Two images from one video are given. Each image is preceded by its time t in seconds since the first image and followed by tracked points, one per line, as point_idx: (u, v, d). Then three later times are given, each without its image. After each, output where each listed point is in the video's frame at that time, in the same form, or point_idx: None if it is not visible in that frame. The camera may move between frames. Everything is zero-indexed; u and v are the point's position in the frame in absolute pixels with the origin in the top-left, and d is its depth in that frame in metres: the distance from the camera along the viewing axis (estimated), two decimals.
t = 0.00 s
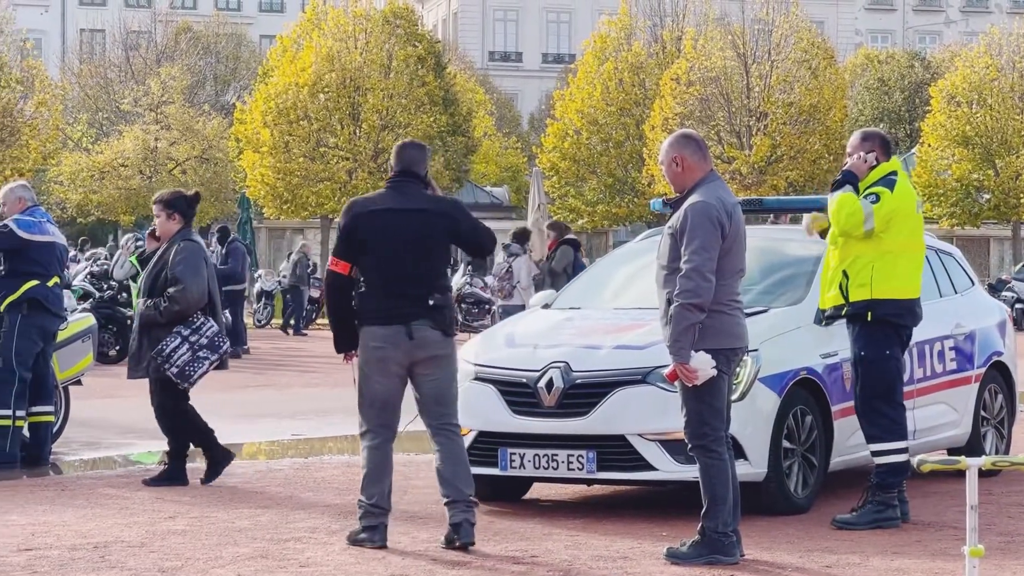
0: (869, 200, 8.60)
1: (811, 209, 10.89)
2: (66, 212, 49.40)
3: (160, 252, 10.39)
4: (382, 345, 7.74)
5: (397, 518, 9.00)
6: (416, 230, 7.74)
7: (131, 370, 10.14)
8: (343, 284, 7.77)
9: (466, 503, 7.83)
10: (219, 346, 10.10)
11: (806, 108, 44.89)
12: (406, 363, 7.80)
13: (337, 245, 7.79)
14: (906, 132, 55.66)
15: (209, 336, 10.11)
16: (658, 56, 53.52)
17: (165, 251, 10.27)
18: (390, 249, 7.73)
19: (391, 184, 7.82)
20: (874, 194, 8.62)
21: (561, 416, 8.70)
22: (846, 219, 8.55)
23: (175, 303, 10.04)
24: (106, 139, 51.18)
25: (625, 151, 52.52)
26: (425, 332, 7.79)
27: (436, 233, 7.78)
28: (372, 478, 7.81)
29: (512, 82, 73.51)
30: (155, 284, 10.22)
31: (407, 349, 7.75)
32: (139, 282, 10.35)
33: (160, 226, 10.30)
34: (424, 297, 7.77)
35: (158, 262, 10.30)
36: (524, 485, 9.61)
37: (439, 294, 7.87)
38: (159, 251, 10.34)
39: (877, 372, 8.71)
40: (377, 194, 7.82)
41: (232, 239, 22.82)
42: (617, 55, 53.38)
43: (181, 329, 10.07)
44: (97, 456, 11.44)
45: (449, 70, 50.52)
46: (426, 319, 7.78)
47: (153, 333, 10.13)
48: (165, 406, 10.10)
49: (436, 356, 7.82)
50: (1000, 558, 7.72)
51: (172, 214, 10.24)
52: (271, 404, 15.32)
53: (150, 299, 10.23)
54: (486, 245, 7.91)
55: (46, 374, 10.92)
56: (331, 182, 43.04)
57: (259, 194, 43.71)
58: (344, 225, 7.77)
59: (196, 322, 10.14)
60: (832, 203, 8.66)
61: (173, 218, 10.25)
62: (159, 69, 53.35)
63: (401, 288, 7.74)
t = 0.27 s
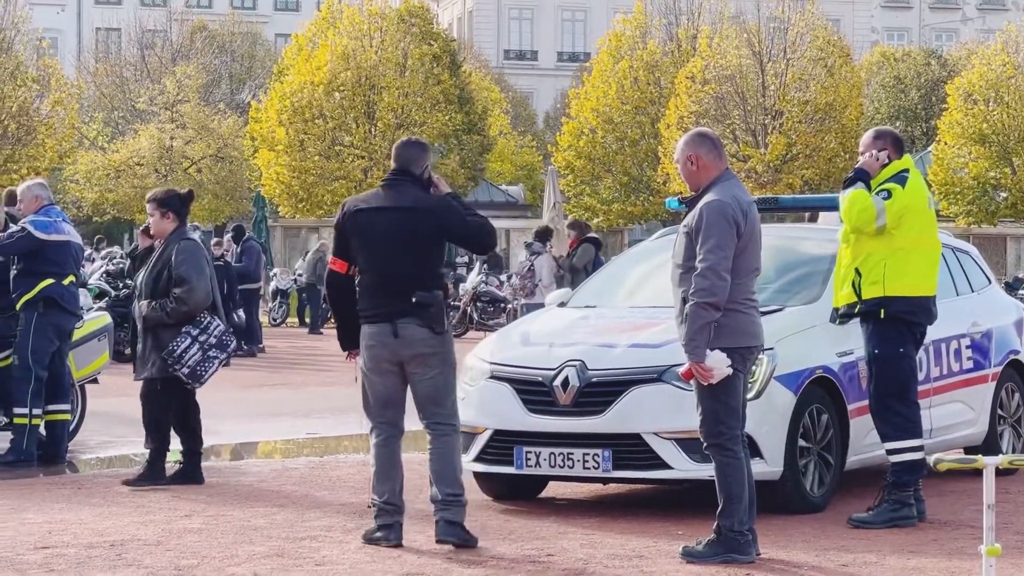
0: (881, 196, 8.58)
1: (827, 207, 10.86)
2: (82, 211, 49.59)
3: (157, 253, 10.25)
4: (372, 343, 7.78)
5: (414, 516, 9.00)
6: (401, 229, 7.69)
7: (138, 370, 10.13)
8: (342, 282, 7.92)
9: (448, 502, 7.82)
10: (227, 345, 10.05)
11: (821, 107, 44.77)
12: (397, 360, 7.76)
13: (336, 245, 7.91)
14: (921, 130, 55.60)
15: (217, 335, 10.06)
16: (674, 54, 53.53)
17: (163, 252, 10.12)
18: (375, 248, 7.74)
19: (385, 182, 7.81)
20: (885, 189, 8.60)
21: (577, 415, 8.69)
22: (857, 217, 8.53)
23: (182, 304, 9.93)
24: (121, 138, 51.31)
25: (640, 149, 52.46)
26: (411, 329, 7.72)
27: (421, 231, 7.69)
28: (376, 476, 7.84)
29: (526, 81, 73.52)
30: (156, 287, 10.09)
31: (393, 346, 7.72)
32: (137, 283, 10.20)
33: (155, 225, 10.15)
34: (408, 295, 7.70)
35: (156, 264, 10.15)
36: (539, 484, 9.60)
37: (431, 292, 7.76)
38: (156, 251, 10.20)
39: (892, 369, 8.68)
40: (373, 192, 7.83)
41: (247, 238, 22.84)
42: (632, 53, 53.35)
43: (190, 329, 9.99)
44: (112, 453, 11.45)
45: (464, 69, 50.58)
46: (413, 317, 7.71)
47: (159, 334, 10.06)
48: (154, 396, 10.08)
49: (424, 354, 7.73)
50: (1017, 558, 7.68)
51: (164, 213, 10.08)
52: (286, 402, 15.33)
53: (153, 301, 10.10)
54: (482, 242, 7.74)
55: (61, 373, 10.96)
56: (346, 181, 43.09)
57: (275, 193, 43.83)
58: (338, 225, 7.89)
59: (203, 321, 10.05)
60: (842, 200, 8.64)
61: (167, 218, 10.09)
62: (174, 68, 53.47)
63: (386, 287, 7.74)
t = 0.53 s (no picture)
0: (889, 190, 8.58)
1: (841, 204, 10.84)
2: (98, 208, 49.69)
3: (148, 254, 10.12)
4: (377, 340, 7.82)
5: (429, 511, 9.01)
6: (400, 227, 7.68)
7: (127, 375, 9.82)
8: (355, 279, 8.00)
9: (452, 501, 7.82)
10: (223, 350, 9.93)
11: (835, 103, 44.75)
12: (400, 358, 7.78)
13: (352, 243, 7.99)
14: (937, 126, 55.46)
15: (213, 341, 9.92)
16: (688, 50, 53.47)
17: (156, 253, 10.02)
18: (376, 244, 7.77)
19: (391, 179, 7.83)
20: (893, 183, 8.60)
21: (592, 412, 8.67)
22: (867, 210, 8.53)
23: (178, 307, 9.78)
24: (135, 135, 51.38)
25: (655, 146, 52.40)
26: (410, 327, 7.71)
27: (420, 229, 7.67)
28: (384, 471, 7.90)
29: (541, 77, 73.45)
30: (150, 289, 9.92)
31: (393, 344, 7.73)
32: (129, 284, 10.04)
33: (147, 226, 10.02)
34: (405, 294, 7.70)
35: (149, 265, 10.03)
36: (554, 480, 9.59)
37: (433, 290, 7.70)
38: (148, 252, 10.08)
39: (905, 365, 8.66)
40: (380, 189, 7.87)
41: (261, 235, 22.85)
42: (647, 50, 53.25)
43: (187, 333, 9.83)
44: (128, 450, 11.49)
45: (478, 65, 50.55)
46: (411, 315, 7.70)
47: (153, 337, 9.84)
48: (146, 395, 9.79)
49: (423, 352, 7.70)
50: None
51: (161, 214, 9.98)
52: (302, 399, 15.34)
53: (146, 303, 9.93)
54: (483, 240, 7.65)
55: (77, 370, 11.01)
56: (361, 178, 43.10)
57: (290, 189, 43.93)
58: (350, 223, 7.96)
59: (199, 325, 9.90)
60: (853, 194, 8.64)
61: (160, 219, 9.96)
62: (188, 64, 53.52)
63: (387, 284, 7.77)
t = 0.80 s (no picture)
0: (901, 185, 8.55)
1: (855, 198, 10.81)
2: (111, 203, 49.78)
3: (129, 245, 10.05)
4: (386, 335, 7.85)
5: (442, 507, 9.01)
6: (403, 224, 7.69)
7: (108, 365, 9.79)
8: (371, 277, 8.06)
9: (465, 493, 7.80)
10: (203, 342, 9.89)
11: (848, 98, 44.67)
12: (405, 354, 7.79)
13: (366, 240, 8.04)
14: (949, 121, 55.33)
15: (194, 331, 9.88)
16: (701, 45, 53.38)
17: (139, 244, 9.96)
18: (381, 241, 7.79)
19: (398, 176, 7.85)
20: (904, 178, 8.58)
21: (604, 407, 8.67)
22: (879, 207, 8.52)
23: (163, 296, 9.75)
24: (148, 131, 51.47)
25: (667, 141, 52.37)
26: (414, 323, 7.71)
27: (420, 226, 7.67)
28: (390, 467, 7.91)
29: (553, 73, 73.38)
30: (134, 278, 9.87)
31: (397, 340, 7.76)
32: (110, 275, 9.97)
33: (129, 217, 9.96)
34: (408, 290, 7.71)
35: (132, 256, 9.96)
36: (568, 476, 9.59)
37: (436, 287, 7.68)
38: (130, 243, 10.02)
39: (917, 361, 8.64)
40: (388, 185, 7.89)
41: (274, 230, 22.84)
42: (659, 45, 53.16)
43: (167, 325, 9.80)
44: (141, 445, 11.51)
45: (490, 60, 50.57)
46: (414, 311, 7.70)
47: (136, 327, 9.80)
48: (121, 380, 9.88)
49: (424, 349, 7.70)
50: None
51: (143, 205, 9.90)
52: (315, 394, 15.35)
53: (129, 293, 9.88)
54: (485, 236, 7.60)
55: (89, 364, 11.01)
56: (373, 173, 43.11)
57: (302, 185, 44.00)
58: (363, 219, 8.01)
59: (179, 316, 9.86)
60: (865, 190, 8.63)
61: (142, 209, 9.90)
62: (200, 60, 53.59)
63: (392, 280, 7.79)
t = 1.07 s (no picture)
0: (910, 179, 8.54)
1: (864, 192, 10.81)
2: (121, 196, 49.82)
3: (106, 242, 10.11)
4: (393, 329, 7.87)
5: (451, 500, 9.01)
6: (409, 218, 7.71)
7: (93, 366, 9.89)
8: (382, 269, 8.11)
9: (471, 487, 7.80)
10: (181, 335, 9.85)
11: (858, 92, 44.69)
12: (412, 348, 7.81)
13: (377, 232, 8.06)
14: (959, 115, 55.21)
15: (171, 326, 9.85)
16: (711, 39, 53.25)
17: (115, 241, 10.00)
18: (388, 234, 7.82)
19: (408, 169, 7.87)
20: (914, 171, 8.55)
21: (614, 401, 8.67)
22: (889, 201, 8.51)
23: (140, 294, 9.76)
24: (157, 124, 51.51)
25: (677, 135, 52.34)
26: (419, 317, 7.72)
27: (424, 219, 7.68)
28: (397, 460, 7.93)
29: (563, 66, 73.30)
30: (111, 277, 9.93)
31: (403, 333, 7.78)
32: (89, 274, 10.04)
33: (103, 214, 9.99)
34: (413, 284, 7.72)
35: (109, 252, 10.01)
36: (577, 470, 9.59)
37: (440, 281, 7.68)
38: (107, 239, 10.07)
39: (927, 354, 8.63)
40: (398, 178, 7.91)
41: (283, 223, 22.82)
42: (669, 39, 53.06)
43: (143, 321, 9.82)
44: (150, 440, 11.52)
45: (499, 53, 50.56)
46: (419, 305, 7.72)
47: (115, 325, 9.86)
48: (97, 378, 10.07)
49: (428, 343, 7.70)
50: None
51: (114, 200, 9.90)
52: (324, 388, 15.37)
53: (108, 292, 9.93)
54: (487, 229, 7.59)
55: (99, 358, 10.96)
56: (383, 167, 43.09)
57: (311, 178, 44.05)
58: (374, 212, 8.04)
59: (157, 312, 9.86)
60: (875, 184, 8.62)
61: (115, 205, 9.91)
62: (210, 54, 53.62)
63: (400, 273, 7.82)
